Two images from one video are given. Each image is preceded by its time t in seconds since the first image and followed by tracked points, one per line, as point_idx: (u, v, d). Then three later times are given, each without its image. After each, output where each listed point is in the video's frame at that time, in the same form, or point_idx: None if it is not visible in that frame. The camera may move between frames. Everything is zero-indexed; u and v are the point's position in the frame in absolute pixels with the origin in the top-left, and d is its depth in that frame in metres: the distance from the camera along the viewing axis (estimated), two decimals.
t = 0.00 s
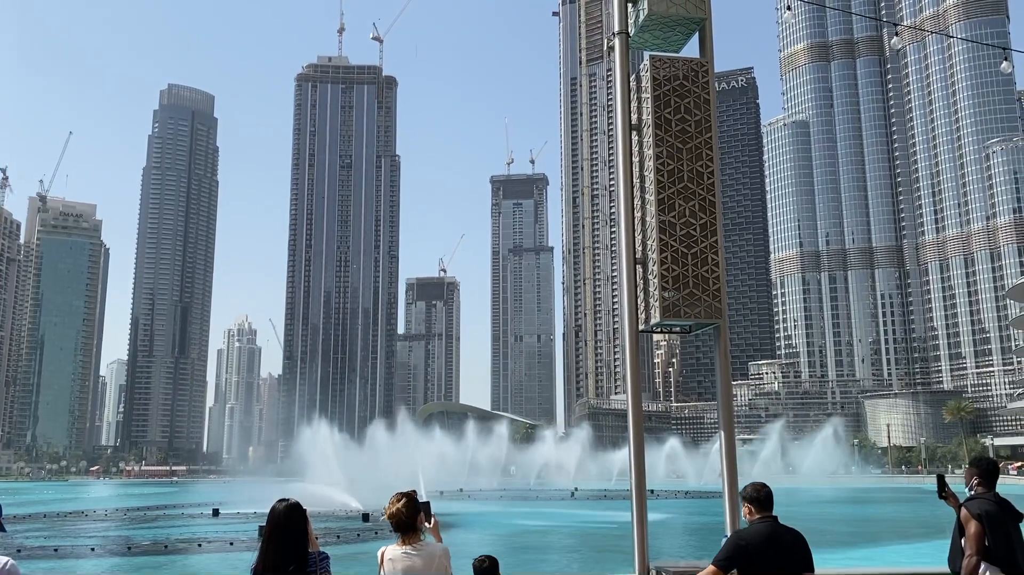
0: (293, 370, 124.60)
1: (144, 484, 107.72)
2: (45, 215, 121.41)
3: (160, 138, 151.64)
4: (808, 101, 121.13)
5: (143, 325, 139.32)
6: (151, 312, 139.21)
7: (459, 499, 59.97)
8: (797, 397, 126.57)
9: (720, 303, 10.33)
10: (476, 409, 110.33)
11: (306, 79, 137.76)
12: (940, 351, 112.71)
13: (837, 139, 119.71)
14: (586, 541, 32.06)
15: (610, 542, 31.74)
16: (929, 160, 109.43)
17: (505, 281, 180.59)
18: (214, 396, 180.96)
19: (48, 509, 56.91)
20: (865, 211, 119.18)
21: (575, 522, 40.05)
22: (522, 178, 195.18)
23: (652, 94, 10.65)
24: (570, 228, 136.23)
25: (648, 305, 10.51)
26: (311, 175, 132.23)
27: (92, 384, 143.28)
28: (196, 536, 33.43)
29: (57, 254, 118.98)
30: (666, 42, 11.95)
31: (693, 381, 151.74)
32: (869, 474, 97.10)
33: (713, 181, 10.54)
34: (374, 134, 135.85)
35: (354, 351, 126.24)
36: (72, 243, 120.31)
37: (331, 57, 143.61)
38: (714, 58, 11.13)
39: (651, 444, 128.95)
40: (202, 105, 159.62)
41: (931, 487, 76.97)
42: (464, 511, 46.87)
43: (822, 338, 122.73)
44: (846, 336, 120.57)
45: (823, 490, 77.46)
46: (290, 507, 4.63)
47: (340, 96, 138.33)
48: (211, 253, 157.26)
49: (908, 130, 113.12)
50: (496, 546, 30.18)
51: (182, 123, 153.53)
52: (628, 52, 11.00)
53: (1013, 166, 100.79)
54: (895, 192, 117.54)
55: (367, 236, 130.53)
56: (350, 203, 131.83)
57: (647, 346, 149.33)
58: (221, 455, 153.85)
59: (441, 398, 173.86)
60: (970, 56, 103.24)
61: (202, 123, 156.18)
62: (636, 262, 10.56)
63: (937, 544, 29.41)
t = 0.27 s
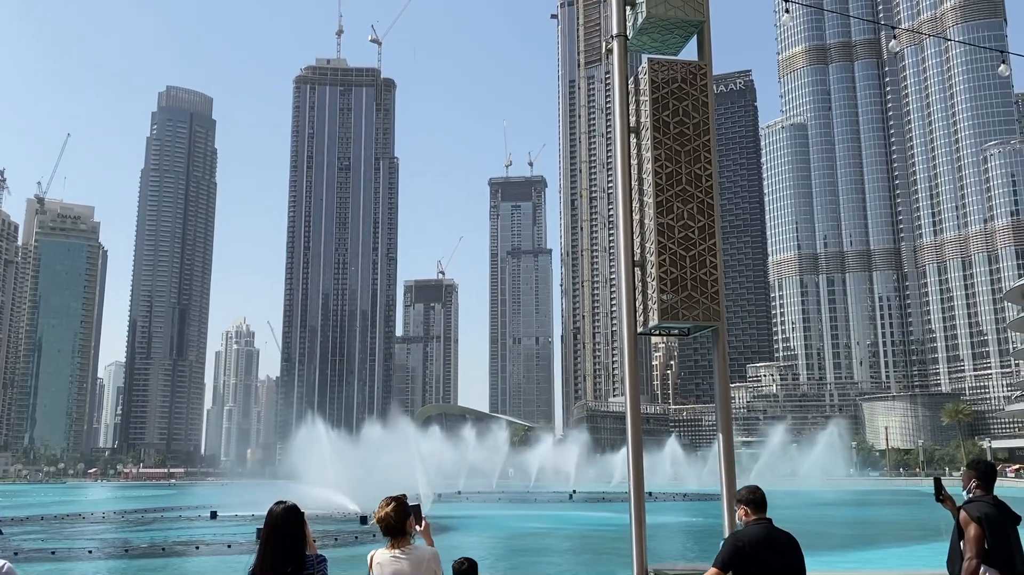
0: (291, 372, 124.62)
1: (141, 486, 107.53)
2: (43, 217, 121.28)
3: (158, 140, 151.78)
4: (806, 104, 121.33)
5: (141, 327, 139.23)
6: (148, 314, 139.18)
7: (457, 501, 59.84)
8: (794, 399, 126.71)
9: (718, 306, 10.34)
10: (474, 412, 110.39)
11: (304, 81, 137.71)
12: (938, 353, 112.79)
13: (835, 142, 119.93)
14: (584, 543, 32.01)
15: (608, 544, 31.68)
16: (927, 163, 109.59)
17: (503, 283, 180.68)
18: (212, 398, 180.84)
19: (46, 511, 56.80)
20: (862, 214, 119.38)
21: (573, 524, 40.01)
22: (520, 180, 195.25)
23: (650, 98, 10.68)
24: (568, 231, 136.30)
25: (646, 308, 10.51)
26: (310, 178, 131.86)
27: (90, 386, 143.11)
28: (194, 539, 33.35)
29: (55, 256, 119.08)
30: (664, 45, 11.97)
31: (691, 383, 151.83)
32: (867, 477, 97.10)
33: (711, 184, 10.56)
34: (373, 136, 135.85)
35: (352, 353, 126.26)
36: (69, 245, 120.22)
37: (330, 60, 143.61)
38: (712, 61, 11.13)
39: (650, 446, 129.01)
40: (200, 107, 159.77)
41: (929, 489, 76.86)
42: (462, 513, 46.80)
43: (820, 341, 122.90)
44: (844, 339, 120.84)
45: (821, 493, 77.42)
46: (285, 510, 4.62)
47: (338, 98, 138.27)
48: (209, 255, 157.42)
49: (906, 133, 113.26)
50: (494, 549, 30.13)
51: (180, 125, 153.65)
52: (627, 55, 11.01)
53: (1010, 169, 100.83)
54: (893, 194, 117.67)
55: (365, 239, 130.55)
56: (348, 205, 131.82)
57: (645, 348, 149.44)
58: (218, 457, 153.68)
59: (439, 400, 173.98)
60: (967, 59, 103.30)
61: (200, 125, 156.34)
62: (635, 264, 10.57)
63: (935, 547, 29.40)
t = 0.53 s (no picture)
0: (288, 374, 124.67)
1: (138, 489, 107.34)
2: (40, 219, 121.22)
3: (156, 142, 151.72)
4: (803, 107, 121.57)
5: (138, 329, 139.06)
6: (146, 316, 139.10)
7: (455, 504, 59.71)
8: (792, 402, 126.83)
9: (716, 310, 10.37)
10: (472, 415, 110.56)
11: (302, 83, 137.72)
12: (935, 356, 112.89)
13: (833, 145, 120.22)
14: (582, 546, 32.01)
15: (605, 546, 31.67)
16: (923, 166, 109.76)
17: (501, 285, 180.80)
18: (209, 401, 180.70)
19: (41, 514, 56.57)
20: (859, 217, 119.62)
21: (571, 527, 39.97)
22: (518, 183, 195.41)
23: (648, 101, 10.70)
24: (566, 233, 136.41)
25: (644, 311, 10.53)
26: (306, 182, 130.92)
27: (87, 389, 142.88)
28: (191, 542, 33.30)
29: (52, 258, 118.94)
30: (663, 49, 11.99)
31: (689, 386, 152.03)
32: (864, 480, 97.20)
33: (709, 188, 10.58)
34: (371, 138, 135.83)
35: (349, 356, 126.30)
36: (66, 247, 120.15)
37: (327, 62, 143.61)
38: (710, 65, 11.15)
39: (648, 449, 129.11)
40: (198, 109, 159.81)
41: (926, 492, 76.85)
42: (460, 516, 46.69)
43: (818, 343, 123.05)
44: (842, 342, 121.00)
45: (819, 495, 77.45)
46: (282, 513, 4.63)
47: (336, 100, 138.25)
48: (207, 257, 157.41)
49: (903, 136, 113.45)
50: (492, 551, 30.11)
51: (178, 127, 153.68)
52: (625, 59, 11.04)
53: (1007, 172, 100.89)
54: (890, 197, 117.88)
55: (363, 241, 130.53)
56: (345, 208, 131.78)
57: (643, 351, 149.55)
58: (215, 459, 153.51)
59: (436, 402, 174.00)
60: (964, 62, 103.39)
61: (198, 127, 156.39)
62: (633, 267, 10.59)
63: (933, 549, 29.39)
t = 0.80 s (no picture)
0: (284, 377, 124.64)
1: (134, 492, 106.96)
2: (36, 221, 121.03)
3: (152, 144, 151.68)
4: (799, 110, 121.91)
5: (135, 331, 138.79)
6: (142, 318, 138.99)
7: (451, 507, 59.64)
8: (788, 405, 126.93)
9: (712, 313, 10.40)
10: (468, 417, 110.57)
11: (299, 86, 137.70)
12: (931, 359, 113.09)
13: (829, 148, 120.54)
14: (578, 549, 32.00)
15: (602, 550, 31.65)
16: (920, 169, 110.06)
17: (498, 288, 180.79)
18: (206, 403, 180.33)
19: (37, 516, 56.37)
20: (856, 220, 119.89)
21: (568, 530, 39.93)
22: (515, 185, 195.53)
23: (645, 105, 10.74)
24: (563, 236, 136.42)
25: (641, 315, 10.56)
26: (304, 183, 131.20)
27: (82, 391, 142.47)
28: (187, 545, 33.19)
29: (48, 260, 118.64)
30: (659, 52, 12.03)
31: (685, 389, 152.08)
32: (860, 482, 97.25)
33: (705, 192, 10.63)
34: (367, 141, 135.72)
35: (346, 358, 126.27)
36: (63, 250, 119.90)
37: (324, 65, 143.59)
38: (706, 68, 11.19)
39: (645, 452, 129.09)
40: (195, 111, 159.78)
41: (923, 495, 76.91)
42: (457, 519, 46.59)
43: (814, 346, 123.16)
44: (838, 344, 121.21)
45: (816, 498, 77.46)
46: (277, 516, 4.64)
47: (333, 103, 138.22)
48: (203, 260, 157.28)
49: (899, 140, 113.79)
50: (488, 554, 30.07)
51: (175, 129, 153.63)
52: (621, 63, 11.06)
53: (1002, 176, 101.19)
54: (886, 201, 118.16)
55: (360, 244, 130.42)
56: (342, 211, 131.65)
57: (640, 354, 149.49)
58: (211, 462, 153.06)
59: (433, 404, 174.00)
60: (960, 66, 103.75)
61: (195, 129, 156.38)
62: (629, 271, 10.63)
63: (929, 553, 29.41)
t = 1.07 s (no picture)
0: (281, 380, 124.53)
1: (128, 495, 106.47)
2: (32, 223, 120.84)
3: (149, 147, 151.75)
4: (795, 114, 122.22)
5: (131, 333, 138.67)
6: (138, 320, 139.08)
7: (448, 510, 59.54)
8: (785, 408, 127.04)
9: (708, 316, 10.41)
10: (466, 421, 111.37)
11: (296, 89, 137.74)
12: (927, 363, 113.27)
13: (826, 152, 120.82)
14: (574, 553, 31.93)
15: (598, 553, 31.58)
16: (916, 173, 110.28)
17: (494, 291, 181.04)
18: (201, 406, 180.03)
19: (33, 519, 56.23)
20: (852, 224, 120.14)
21: (564, 534, 39.85)
22: (512, 188, 195.55)
23: (641, 108, 10.77)
24: (560, 239, 136.34)
25: (637, 316, 10.59)
26: (301, 185, 131.29)
27: (78, 394, 142.08)
28: (183, 548, 33.11)
29: (44, 262, 118.28)
30: (656, 55, 12.03)
31: (682, 393, 152.18)
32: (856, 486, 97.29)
33: (701, 195, 10.65)
34: (364, 144, 135.62)
35: (342, 361, 126.18)
36: (59, 251, 119.61)
37: (322, 68, 143.62)
38: (702, 71, 11.21)
39: (642, 455, 129.04)
40: (192, 114, 159.90)
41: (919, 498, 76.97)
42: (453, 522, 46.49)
43: (811, 350, 123.31)
44: (835, 348, 121.37)
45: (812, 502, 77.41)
46: (270, 520, 4.59)
47: (330, 106, 138.20)
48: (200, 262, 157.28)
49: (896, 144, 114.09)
50: (484, 557, 29.99)
51: (171, 132, 153.72)
52: (617, 65, 11.06)
53: (998, 180, 101.47)
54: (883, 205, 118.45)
55: (357, 246, 130.28)
56: (339, 214, 131.56)
57: (636, 357, 149.62)
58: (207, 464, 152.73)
59: (429, 407, 173.91)
60: (956, 70, 104.09)
61: (192, 132, 156.47)
62: (625, 274, 10.63)
63: (925, 557, 29.38)
